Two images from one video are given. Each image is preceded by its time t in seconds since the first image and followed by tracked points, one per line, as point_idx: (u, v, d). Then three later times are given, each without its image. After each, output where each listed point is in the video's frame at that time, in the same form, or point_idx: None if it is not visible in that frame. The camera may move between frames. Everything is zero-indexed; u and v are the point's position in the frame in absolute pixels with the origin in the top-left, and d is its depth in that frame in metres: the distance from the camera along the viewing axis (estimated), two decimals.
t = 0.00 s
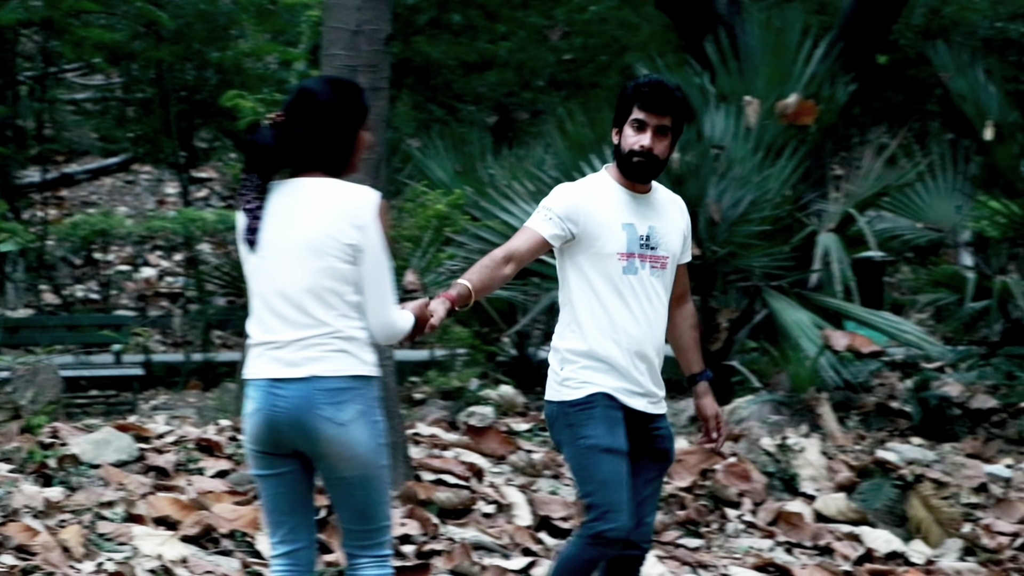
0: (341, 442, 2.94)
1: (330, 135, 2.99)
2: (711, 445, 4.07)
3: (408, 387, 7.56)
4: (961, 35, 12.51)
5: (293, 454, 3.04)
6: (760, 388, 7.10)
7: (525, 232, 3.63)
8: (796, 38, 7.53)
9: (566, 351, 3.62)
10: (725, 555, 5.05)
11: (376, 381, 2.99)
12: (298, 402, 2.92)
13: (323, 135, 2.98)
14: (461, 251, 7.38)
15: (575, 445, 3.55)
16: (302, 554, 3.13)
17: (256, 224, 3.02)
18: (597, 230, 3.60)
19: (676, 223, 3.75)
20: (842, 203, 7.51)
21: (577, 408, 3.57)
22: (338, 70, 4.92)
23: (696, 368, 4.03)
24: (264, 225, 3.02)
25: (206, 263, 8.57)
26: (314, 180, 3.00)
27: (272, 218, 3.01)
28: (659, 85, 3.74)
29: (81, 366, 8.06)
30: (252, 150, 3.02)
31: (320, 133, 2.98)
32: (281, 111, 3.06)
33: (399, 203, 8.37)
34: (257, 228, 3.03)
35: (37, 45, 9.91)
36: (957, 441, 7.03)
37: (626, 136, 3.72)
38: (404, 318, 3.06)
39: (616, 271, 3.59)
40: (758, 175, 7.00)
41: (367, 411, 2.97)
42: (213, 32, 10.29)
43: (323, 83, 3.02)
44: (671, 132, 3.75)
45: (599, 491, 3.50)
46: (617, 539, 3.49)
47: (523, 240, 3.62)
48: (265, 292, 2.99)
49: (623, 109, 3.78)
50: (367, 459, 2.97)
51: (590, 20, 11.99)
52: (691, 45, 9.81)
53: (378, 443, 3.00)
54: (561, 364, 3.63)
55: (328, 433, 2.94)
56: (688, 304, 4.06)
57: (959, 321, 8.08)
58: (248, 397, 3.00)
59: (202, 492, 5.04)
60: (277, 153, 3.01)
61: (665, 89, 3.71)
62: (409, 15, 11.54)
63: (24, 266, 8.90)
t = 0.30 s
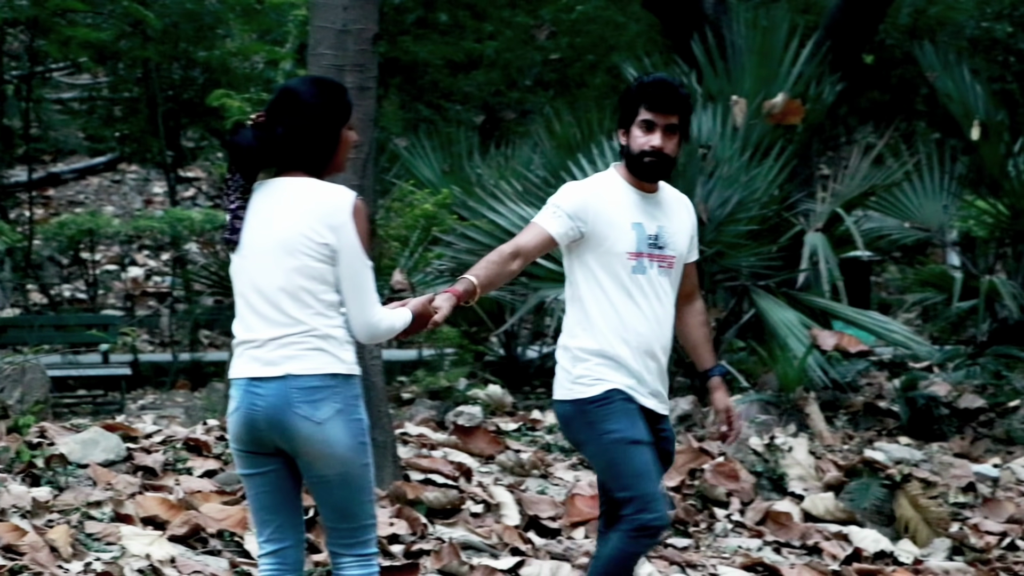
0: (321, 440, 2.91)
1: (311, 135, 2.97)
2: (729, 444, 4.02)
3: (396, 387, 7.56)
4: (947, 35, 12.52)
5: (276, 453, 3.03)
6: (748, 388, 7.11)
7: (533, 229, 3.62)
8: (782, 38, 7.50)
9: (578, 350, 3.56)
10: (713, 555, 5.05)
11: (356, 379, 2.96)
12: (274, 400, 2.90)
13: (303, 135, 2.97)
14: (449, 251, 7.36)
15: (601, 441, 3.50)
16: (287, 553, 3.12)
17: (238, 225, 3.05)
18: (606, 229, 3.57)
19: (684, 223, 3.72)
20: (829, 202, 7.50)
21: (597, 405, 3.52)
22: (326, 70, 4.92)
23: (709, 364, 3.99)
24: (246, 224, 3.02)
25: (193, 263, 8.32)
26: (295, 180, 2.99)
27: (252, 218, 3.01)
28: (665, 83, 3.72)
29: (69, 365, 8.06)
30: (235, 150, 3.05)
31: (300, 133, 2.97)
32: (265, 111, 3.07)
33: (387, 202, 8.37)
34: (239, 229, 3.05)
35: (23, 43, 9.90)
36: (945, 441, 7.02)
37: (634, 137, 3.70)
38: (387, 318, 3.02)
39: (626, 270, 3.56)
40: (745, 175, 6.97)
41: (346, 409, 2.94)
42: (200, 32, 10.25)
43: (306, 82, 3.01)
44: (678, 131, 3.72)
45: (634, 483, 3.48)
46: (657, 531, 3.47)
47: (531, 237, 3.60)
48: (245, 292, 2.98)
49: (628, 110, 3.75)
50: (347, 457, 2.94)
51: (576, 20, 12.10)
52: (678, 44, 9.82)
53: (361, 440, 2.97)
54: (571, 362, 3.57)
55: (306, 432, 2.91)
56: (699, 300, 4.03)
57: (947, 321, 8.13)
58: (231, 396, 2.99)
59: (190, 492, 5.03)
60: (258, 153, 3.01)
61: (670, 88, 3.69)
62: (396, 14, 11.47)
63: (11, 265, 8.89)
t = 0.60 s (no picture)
0: (311, 439, 2.91)
1: (304, 135, 2.97)
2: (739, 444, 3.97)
3: (391, 387, 7.56)
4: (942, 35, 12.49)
5: (268, 452, 3.03)
6: (744, 389, 7.14)
7: (538, 229, 3.56)
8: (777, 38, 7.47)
9: (586, 349, 3.50)
10: (708, 555, 5.05)
11: (347, 377, 2.95)
12: (266, 400, 2.90)
13: (297, 135, 2.97)
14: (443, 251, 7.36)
15: (613, 440, 3.45)
16: (283, 553, 3.11)
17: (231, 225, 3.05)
18: (611, 230, 3.53)
19: (688, 225, 3.67)
20: (824, 203, 7.51)
21: (608, 404, 3.46)
22: (320, 70, 4.91)
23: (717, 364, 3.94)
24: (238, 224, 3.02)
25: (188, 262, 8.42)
26: (288, 180, 2.99)
27: (244, 218, 3.01)
28: (671, 83, 3.67)
29: (63, 366, 8.06)
30: (229, 150, 3.05)
31: (294, 133, 2.97)
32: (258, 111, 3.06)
33: (382, 203, 8.37)
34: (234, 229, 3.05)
35: (19, 42, 9.90)
36: (940, 441, 7.04)
37: (641, 138, 3.63)
38: (380, 319, 3.02)
39: (631, 270, 3.52)
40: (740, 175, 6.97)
41: (338, 408, 2.93)
42: (195, 32, 10.24)
43: (301, 83, 3.01)
44: (684, 132, 3.66)
45: (650, 482, 3.42)
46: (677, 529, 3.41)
47: (536, 236, 3.55)
48: (238, 292, 2.98)
49: (632, 111, 3.69)
50: (339, 457, 2.93)
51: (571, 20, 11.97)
52: (674, 44, 9.83)
53: (352, 438, 2.96)
54: (577, 362, 3.52)
55: (298, 432, 2.90)
56: (704, 300, 3.98)
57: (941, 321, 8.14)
58: (224, 396, 2.99)
59: (185, 492, 5.02)
60: (250, 153, 3.01)
61: (677, 89, 3.64)
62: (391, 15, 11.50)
63: (6, 265, 8.89)
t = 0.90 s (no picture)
0: (296, 438, 2.91)
1: (291, 135, 2.97)
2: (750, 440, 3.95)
3: (378, 386, 7.57)
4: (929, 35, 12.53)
5: (253, 450, 3.03)
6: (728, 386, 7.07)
7: (548, 230, 3.61)
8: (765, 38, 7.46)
9: (600, 351, 3.54)
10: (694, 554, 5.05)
11: (330, 374, 2.95)
12: (249, 399, 2.91)
13: (284, 134, 2.96)
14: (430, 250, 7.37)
15: (632, 442, 3.48)
16: (270, 552, 3.10)
17: (217, 225, 3.04)
18: (623, 231, 3.58)
19: (697, 226, 3.73)
20: (811, 202, 7.49)
21: (627, 405, 3.50)
22: (308, 69, 4.91)
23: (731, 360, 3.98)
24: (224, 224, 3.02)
25: (175, 261, 8.43)
26: (272, 179, 2.99)
27: (230, 217, 3.01)
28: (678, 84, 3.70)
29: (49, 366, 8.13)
30: (215, 151, 3.04)
31: (280, 133, 2.97)
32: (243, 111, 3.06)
33: (369, 202, 8.37)
34: (219, 229, 3.05)
35: (5, 42, 9.90)
36: (925, 440, 7.07)
37: (650, 141, 3.67)
38: (369, 317, 3.00)
39: (643, 271, 3.57)
40: (728, 174, 7.03)
41: (321, 406, 2.92)
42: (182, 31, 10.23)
43: (288, 83, 3.01)
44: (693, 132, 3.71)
45: (672, 483, 3.46)
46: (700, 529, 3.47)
47: (546, 238, 3.60)
48: (222, 291, 2.99)
49: (640, 115, 3.72)
50: (320, 455, 2.92)
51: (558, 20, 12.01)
52: (661, 44, 9.85)
53: (337, 435, 2.96)
54: (591, 363, 3.55)
55: (281, 430, 2.90)
56: (715, 302, 4.03)
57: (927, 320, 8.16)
58: (212, 396, 3.00)
59: (170, 492, 5.01)
60: (237, 153, 3.00)
61: (682, 91, 3.68)
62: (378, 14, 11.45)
63: None
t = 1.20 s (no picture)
0: (274, 437, 2.91)
1: (271, 134, 2.96)
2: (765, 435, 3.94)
3: (357, 385, 7.57)
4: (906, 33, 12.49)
5: (232, 448, 3.03)
6: (708, 385, 7.12)
7: (552, 234, 3.62)
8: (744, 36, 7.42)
9: (609, 355, 3.56)
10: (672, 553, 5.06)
11: (310, 373, 2.94)
12: (228, 398, 2.91)
13: (263, 133, 2.96)
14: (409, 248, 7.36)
15: (641, 449, 3.48)
16: (249, 551, 3.10)
17: (198, 224, 3.04)
18: (628, 235, 3.60)
19: (700, 228, 3.74)
20: (789, 201, 7.52)
21: (638, 412, 3.51)
22: (287, 68, 4.91)
23: (739, 358, 3.98)
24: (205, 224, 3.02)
25: (154, 259, 8.42)
26: (252, 179, 2.99)
27: (210, 217, 3.01)
28: (676, 86, 3.71)
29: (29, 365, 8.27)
30: (196, 151, 3.04)
31: (260, 132, 2.96)
32: (224, 111, 3.05)
33: (347, 201, 8.36)
34: (201, 228, 3.05)
35: None
36: (904, 438, 7.11)
37: (656, 144, 3.66)
38: (354, 313, 3.00)
39: (647, 276, 3.59)
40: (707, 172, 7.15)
41: (299, 405, 2.92)
42: (160, 30, 10.20)
43: (268, 82, 3.00)
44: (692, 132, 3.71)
45: (678, 492, 3.48)
46: (704, 538, 3.50)
47: (551, 242, 3.62)
48: (202, 290, 2.99)
49: (643, 118, 3.72)
50: (298, 454, 2.92)
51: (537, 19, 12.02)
52: (640, 43, 9.85)
53: (318, 443, 2.95)
54: (600, 367, 3.56)
55: (258, 428, 2.91)
56: (719, 303, 4.05)
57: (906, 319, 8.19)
58: (195, 395, 3.01)
59: (147, 491, 5.00)
60: (216, 153, 3.00)
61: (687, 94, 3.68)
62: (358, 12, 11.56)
63: None
